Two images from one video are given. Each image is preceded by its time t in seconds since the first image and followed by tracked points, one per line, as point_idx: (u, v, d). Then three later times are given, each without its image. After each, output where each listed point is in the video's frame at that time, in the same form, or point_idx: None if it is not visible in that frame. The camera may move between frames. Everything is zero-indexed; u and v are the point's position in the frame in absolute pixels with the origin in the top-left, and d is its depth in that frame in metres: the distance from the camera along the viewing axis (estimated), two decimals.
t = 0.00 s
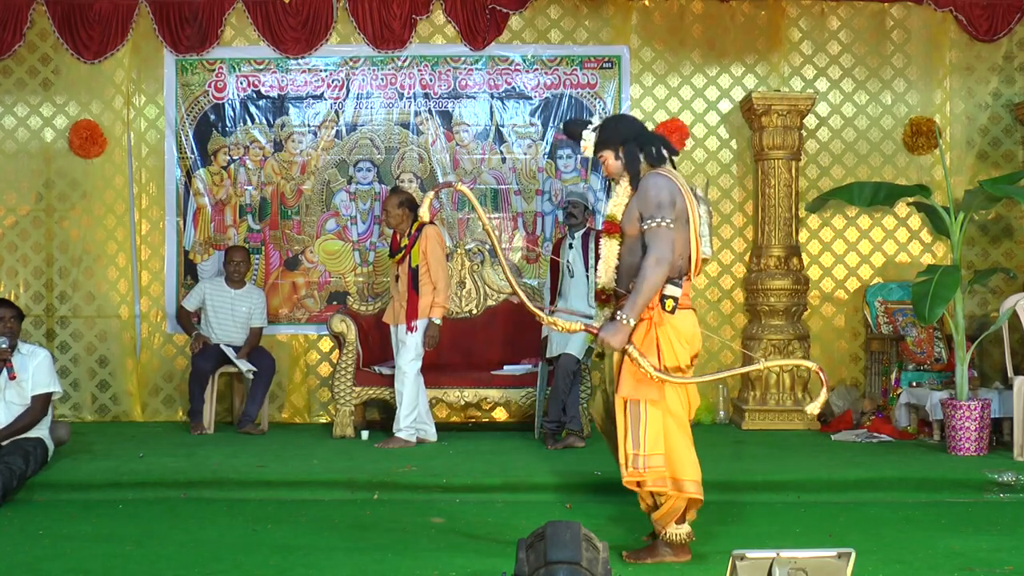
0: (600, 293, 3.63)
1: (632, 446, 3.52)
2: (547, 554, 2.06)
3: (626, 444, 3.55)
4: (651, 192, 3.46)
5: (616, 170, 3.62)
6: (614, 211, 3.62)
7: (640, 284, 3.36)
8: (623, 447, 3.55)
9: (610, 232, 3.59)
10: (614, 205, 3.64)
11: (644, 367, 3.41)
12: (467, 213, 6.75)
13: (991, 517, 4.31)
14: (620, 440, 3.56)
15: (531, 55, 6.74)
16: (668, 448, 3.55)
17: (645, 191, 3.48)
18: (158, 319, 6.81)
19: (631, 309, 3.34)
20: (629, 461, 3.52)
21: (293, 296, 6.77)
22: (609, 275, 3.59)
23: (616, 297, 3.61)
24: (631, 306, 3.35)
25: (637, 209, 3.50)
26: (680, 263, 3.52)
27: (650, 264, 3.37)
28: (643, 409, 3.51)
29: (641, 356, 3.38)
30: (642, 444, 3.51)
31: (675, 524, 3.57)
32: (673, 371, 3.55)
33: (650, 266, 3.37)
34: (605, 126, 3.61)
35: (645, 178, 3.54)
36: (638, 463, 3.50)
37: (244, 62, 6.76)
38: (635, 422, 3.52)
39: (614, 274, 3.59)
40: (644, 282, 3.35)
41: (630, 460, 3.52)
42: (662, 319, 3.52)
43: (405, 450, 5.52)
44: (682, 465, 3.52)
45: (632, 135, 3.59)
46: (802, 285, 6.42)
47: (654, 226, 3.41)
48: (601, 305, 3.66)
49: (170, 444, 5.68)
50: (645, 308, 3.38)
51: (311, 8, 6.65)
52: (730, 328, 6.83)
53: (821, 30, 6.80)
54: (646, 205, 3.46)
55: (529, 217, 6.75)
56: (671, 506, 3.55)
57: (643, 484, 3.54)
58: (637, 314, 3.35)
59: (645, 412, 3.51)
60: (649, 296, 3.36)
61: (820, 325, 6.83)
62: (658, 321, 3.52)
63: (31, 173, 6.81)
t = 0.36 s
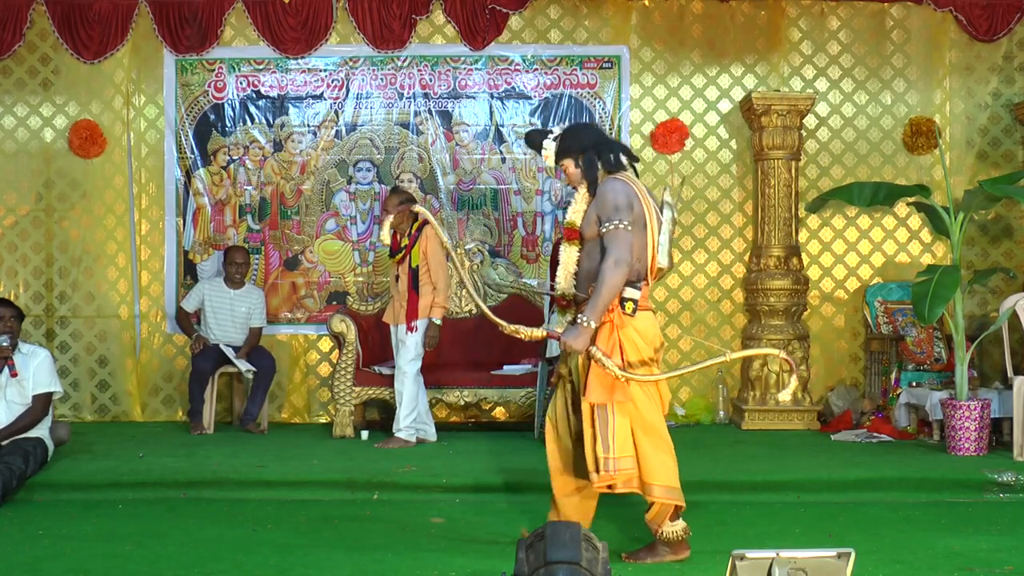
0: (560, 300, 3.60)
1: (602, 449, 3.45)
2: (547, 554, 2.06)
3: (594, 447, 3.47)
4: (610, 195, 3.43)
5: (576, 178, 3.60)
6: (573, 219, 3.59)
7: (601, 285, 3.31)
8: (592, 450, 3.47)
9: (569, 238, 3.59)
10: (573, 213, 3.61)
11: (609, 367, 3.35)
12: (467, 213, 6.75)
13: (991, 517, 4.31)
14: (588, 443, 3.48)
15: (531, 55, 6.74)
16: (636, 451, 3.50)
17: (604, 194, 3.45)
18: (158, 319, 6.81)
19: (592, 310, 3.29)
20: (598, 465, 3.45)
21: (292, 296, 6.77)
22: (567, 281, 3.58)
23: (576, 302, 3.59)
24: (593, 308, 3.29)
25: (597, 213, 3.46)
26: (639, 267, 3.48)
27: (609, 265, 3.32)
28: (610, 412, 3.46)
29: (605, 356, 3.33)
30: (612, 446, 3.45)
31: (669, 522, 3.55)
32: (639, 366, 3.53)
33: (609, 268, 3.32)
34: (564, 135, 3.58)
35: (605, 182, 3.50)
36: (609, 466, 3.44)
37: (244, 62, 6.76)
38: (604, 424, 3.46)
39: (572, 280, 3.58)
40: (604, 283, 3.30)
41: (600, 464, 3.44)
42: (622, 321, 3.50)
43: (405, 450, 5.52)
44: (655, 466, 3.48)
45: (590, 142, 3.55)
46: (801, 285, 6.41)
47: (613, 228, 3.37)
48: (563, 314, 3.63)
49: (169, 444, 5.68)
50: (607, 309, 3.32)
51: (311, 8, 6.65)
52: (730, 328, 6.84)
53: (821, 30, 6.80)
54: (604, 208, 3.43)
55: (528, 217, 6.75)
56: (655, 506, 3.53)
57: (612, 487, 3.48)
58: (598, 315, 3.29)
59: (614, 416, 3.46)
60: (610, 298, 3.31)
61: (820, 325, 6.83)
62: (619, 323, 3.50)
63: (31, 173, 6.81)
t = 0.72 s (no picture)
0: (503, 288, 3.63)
1: (541, 439, 3.48)
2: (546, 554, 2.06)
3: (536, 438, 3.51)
4: (571, 190, 3.50)
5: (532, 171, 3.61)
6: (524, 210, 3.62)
7: (565, 278, 3.36)
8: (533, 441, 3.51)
9: (521, 230, 3.60)
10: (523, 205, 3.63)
11: (576, 355, 3.40)
12: (467, 213, 6.74)
13: (991, 517, 4.31)
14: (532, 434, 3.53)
15: (531, 55, 6.74)
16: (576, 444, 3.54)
17: (564, 188, 3.51)
18: (158, 319, 6.80)
19: (558, 301, 3.33)
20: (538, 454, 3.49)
21: (292, 296, 6.77)
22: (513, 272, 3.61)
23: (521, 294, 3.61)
24: (559, 300, 3.34)
25: (555, 206, 3.52)
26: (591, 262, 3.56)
27: (574, 259, 3.39)
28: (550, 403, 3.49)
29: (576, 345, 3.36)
30: (551, 437, 3.47)
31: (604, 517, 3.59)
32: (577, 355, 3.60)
33: (573, 261, 3.39)
34: (524, 129, 3.58)
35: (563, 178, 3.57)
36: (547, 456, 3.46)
37: (244, 62, 6.76)
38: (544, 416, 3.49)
39: (519, 270, 3.61)
40: (570, 276, 3.36)
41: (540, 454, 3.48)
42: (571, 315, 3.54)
43: (404, 450, 5.52)
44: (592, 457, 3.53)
45: (549, 138, 3.59)
46: (801, 285, 6.41)
47: (576, 223, 3.44)
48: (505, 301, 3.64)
49: (169, 444, 5.68)
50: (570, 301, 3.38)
51: (311, 8, 6.65)
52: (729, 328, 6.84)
53: (821, 30, 6.80)
54: (565, 203, 3.49)
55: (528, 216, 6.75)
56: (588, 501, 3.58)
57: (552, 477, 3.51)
58: (563, 307, 3.34)
59: (553, 407, 3.49)
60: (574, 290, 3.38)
61: (820, 325, 6.84)
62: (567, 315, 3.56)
63: (31, 173, 6.81)
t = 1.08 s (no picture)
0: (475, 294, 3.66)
1: (502, 438, 3.47)
2: (546, 553, 2.06)
3: (494, 436, 3.50)
4: (539, 194, 3.57)
5: (494, 177, 3.66)
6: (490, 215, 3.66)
7: (546, 282, 3.46)
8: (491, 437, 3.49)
9: (488, 236, 3.63)
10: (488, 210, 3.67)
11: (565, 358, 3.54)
12: (467, 213, 6.76)
13: (992, 517, 4.31)
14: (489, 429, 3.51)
15: (530, 55, 6.74)
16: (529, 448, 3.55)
17: (532, 192, 3.58)
18: (158, 319, 6.80)
19: (543, 308, 3.45)
20: (497, 452, 3.47)
21: (292, 296, 6.77)
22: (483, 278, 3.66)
23: (490, 298, 3.65)
24: (544, 305, 3.45)
25: (523, 210, 3.57)
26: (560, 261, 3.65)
27: (552, 263, 3.48)
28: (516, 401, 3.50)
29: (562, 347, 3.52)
30: (511, 438, 3.47)
31: (471, 509, 3.71)
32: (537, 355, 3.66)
33: (552, 264, 3.48)
34: (481, 134, 3.64)
35: (528, 181, 3.63)
36: (507, 455, 3.45)
37: (243, 62, 6.76)
38: (508, 414, 3.48)
39: (488, 275, 3.65)
40: (551, 280, 3.45)
41: (499, 452, 3.46)
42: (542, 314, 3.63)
43: (404, 450, 5.52)
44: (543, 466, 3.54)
45: (509, 142, 3.66)
46: (802, 285, 6.41)
47: (548, 226, 3.51)
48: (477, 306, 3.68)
49: (169, 444, 5.68)
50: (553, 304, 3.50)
51: (311, 8, 6.65)
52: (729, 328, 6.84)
53: (821, 30, 6.80)
54: (533, 207, 3.55)
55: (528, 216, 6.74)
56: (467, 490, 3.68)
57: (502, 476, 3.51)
58: (549, 312, 3.46)
59: (519, 406, 3.49)
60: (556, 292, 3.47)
61: (820, 325, 6.84)
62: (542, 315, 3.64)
63: (30, 173, 6.81)
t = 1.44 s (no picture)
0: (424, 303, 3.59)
1: (467, 445, 3.41)
2: (546, 553, 2.06)
3: (458, 444, 3.44)
4: (487, 201, 3.48)
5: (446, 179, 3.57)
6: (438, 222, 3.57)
7: (496, 292, 3.39)
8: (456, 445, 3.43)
9: (436, 243, 3.55)
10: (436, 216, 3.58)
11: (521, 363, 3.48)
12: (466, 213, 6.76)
13: (992, 517, 4.31)
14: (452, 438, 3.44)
15: (530, 55, 6.74)
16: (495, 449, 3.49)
17: (480, 199, 3.50)
18: (158, 319, 6.80)
19: (497, 317, 3.39)
20: (465, 459, 3.41)
21: (292, 296, 6.77)
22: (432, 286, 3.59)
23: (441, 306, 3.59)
24: (497, 315, 3.39)
25: (472, 217, 3.49)
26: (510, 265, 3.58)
27: (502, 272, 3.41)
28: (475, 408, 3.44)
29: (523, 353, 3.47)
30: (476, 442, 3.42)
31: (419, 520, 3.61)
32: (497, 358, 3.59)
33: (501, 274, 3.41)
34: (435, 137, 3.55)
35: (477, 187, 3.55)
36: (477, 460, 3.40)
37: (243, 62, 6.76)
38: (468, 419, 3.43)
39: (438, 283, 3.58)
40: (501, 290, 3.39)
41: (467, 459, 3.41)
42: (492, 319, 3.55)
43: (404, 450, 5.52)
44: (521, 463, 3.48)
45: (461, 146, 3.56)
46: (801, 285, 6.41)
47: (496, 235, 3.44)
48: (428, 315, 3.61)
49: (169, 444, 5.68)
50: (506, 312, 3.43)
51: (311, 8, 6.65)
52: (729, 327, 6.84)
53: (821, 30, 6.80)
54: (481, 214, 3.47)
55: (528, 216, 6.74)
56: (423, 500, 3.57)
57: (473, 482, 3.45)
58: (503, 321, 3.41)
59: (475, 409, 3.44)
60: (508, 301, 3.41)
61: (820, 325, 6.84)
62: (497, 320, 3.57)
63: (30, 173, 6.81)
